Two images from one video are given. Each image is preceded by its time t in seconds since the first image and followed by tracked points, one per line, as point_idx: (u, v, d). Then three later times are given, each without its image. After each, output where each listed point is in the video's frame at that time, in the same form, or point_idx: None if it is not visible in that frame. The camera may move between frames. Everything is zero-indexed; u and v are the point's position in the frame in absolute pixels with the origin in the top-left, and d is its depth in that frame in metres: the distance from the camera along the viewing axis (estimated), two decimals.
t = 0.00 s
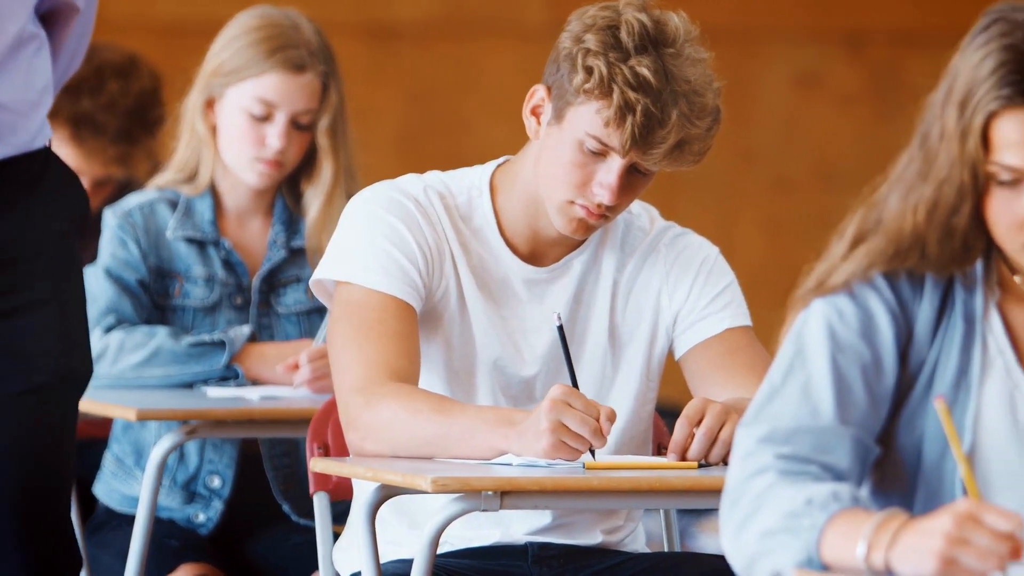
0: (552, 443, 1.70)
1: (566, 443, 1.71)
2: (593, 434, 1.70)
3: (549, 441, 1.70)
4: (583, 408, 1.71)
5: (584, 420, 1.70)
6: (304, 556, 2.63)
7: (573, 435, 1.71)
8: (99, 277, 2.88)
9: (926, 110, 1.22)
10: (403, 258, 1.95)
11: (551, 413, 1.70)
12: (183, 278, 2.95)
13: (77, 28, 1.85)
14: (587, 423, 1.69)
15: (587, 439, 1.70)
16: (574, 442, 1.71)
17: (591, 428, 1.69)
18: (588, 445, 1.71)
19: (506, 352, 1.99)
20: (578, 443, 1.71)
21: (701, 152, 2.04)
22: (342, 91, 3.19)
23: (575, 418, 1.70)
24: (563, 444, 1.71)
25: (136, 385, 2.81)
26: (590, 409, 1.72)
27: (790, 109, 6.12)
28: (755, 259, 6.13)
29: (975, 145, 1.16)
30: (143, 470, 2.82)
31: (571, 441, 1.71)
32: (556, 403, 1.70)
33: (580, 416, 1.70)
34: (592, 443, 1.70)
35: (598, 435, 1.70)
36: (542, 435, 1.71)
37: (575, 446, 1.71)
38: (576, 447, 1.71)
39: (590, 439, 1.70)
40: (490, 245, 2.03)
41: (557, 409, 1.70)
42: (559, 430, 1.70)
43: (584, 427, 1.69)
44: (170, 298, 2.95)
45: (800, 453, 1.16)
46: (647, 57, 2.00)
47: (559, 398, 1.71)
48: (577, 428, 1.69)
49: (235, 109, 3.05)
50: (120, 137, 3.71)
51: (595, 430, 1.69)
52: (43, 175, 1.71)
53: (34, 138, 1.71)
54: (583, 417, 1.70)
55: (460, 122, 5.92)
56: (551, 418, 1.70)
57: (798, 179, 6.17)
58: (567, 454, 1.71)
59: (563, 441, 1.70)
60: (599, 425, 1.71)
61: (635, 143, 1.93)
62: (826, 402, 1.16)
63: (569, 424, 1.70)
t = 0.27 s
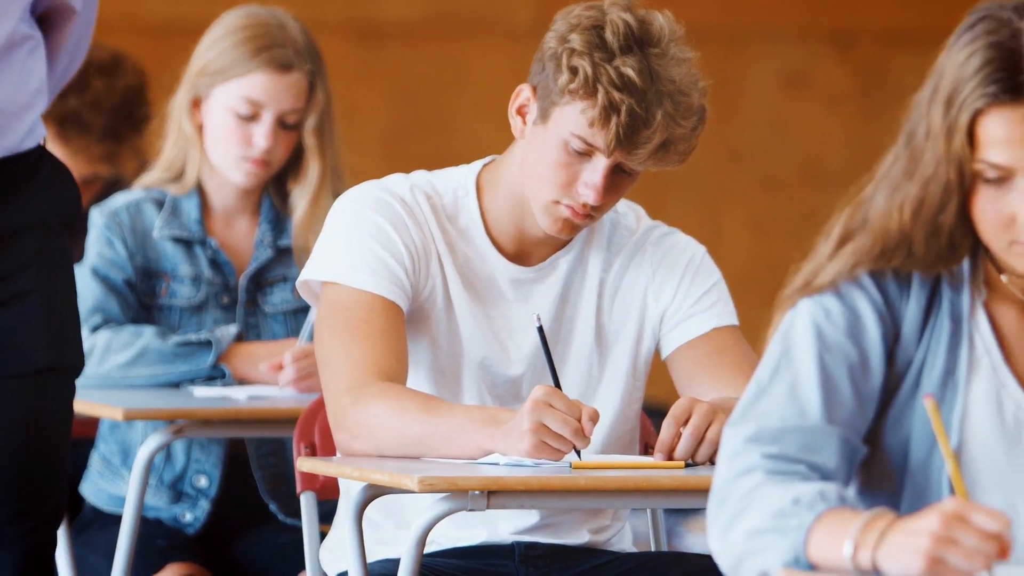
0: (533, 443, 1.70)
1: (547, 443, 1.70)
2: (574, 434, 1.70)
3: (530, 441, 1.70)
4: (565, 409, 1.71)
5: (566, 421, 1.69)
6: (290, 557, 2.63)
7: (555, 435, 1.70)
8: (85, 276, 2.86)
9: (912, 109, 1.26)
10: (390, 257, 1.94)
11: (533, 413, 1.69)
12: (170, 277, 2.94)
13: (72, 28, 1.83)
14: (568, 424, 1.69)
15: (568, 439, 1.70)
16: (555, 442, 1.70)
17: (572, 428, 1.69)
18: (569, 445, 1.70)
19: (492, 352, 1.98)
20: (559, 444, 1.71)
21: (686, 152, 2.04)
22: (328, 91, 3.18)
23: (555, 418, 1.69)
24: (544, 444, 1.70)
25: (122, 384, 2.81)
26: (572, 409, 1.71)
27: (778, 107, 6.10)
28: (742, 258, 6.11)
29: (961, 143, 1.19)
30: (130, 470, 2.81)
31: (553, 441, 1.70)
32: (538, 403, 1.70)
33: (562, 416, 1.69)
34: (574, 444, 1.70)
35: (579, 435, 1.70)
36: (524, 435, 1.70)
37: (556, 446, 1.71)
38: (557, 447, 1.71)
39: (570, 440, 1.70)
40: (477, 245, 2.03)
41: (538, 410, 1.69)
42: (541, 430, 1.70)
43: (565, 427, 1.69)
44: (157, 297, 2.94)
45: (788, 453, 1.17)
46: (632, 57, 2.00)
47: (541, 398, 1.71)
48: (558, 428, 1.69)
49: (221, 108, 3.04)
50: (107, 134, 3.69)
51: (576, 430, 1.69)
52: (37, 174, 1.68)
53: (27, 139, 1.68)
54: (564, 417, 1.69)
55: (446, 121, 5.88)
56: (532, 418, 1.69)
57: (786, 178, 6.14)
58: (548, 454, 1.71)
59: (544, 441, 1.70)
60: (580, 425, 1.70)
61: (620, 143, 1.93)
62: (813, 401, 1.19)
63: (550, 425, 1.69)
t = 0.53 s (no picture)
0: (523, 443, 1.69)
1: (536, 443, 1.70)
2: (564, 434, 1.70)
3: (520, 440, 1.70)
4: (555, 408, 1.71)
5: (556, 420, 1.69)
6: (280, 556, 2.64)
7: (544, 435, 1.70)
8: (75, 276, 2.86)
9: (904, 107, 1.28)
10: (380, 257, 1.94)
11: (523, 412, 1.69)
12: (160, 277, 2.94)
13: (76, 32, 1.77)
14: (558, 423, 1.69)
15: (558, 439, 1.70)
16: (545, 442, 1.70)
17: (562, 428, 1.69)
18: (558, 446, 1.70)
19: (483, 351, 1.98)
20: (549, 444, 1.70)
21: (676, 151, 2.04)
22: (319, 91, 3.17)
23: (546, 418, 1.69)
24: (534, 444, 1.70)
25: (113, 385, 2.80)
26: (563, 409, 1.71)
27: (769, 107, 6.07)
28: (732, 258, 6.07)
29: (952, 141, 1.21)
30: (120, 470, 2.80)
31: (542, 441, 1.70)
32: (528, 403, 1.70)
33: (552, 416, 1.69)
34: (563, 444, 1.70)
35: (568, 435, 1.70)
36: (513, 435, 1.70)
37: (546, 446, 1.70)
38: (547, 447, 1.70)
39: (560, 440, 1.70)
40: (467, 245, 2.02)
41: (528, 409, 1.69)
42: (531, 430, 1.69)
43: (555, 427, 1.69)
44: (147, 297, 2.93)
45: (778, 453, 1.19)
46: (622, 56, 1.99)
47: (532, 397, 1.71)
48: (548, 428, 1.69)
49: (212, 108, 3.03)
50: (98, 133, 3.67)
51: (566, 430, 1.69)
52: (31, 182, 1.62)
53: (22, 145, 1.62)
54: (554, 417, 1.69)
55: (436, 119, 5.85)
56: (523, 417, 1.69)
57: (777, 178, 6.11)
58: (538, 454, 1.71)
59: (534, 441, 1.70)
60: (570, 425, 1.70)
61: (610, 142, 1.93)
62: (805, 401, 1.20)
63: (539, 424, 1.69)
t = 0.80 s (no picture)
0: (509, 443, 1.70)
1: (522, 442, 1.71)
2: (549, 432, 1.70)
3: (506, 440, 1.70)
4: (539, 407, 1.71)
5: (540, 419, 1.70)
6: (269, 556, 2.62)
7: (529, 433, 1.71)
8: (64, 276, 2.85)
9: (893, 105, 1.30)
10: (370, 256, 1.93)
11: (508, 412, 1.70)
12: (150, 276, 2.93)
13: (84, 41, 1.76)
14: (543, 422, 1.70)
15: (543, 437, 1.71)
16: (531, 441, 1.71)
17: (547, 426, 1.70)
18: (544, 443, 1.71)
19: (472, 350, 1.98)
20: (535, 442, 1.71)
21: (667, 150, 2.04)
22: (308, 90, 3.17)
23: (530, 417, 1.70)
24: (520, 443, 1.71)
25: (102, 384, 2.79)
26: (547, 407, 1.72)
27: (757, 106, 6.05)
28: (723, 258, 6.05)
29: (941, 139, 1.23)
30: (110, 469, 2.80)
31: (528, 439, 1.71)
32: (512, 403, 1.70)
33: (536, 415, 1.70)
34: (548, 441, 1.71)
35: (554, 433, 1.71)
36: (499, 435, 1.71)
37: (533, 445, 1.71)
38: (533, 446, 1.71)
39: (546, 438, 1.71)
40: (457, 245, 2.02)
41: (513, 409, 1.70)
42: (516, 430, 1.70)
43: (539, 426, 1.69)
44: (136, 296, 2.93)
45: (768, 453, 1.20)
46: (612, 55, 1.99)
47: (516, 397, 1.71)
48: (533, 426, 1.69)
49: (201, 107, 3.03)
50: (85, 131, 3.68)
51: (551, 428, 1.70)
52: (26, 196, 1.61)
53: (23, 158, 1.61)
54: (538, 416, 1.70)
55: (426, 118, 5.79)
56: (508, 417, 1.70)
57: (767, 177, 6.07)
58: (525, 453, 1.71)
59: (520, 440, 1.70)
60: (555, 423, 1.71)
61: (600, 142, 1.93)
62: (794, 401, 1.22)
63: (524, 424, 1.70)
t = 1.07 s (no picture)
0: (494, 442, 1.70)
1: (508, 441, 1.71)
2: (535, 432, 1.70)
3: (491, 439, 1.70)
4: (525, 406, 1.71)
5: (526, 418, 1.70)
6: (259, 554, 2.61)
7: (515, 433, 1.70)
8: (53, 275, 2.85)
9: (883, 105, 1.31)
10: (359, 255, 1.93)
11: (493, 411, 1.70)
12: (139, 275, 2.93)
13: (93, 52, 1.80)
14: (529, 421, 1.70)
15: (529, 436, 1.71)
16: (516, 441, 1.71)
17: (533, 426, 1.70)
18: (530, 443, 1.71)
19: (461, 349, 1.98)
20: (521, 442, 1.71)
21: (656, 150, 2.04)
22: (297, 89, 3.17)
23: (516, 417, 1.70)
24: (505, 442, 1.70)
25: (91, 384, 2.80)
26: (533, 407, 1.72)
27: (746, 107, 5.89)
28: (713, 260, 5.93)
29: (931, 138, 1.24)
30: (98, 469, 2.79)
31: (513, 439, 1.71)
32: (498, 402, 1.70)
33: (522, 414, 1.70)
34: (534, 441, 1.71)
35: (540, 433, 1.71)
36: (485, 434, 1.71)
37: (518, 444, 1.71)
38: (518, 445, 1.71)
39: (532, 438, 1.71)
40: (447, 245, 2.02)
41: (499, 408, 1.69)
42: (502, 429, 1.70)
43: (525, 425, 1.69)
44: (125, 295, 2.93)
45: (756, 454, 1.20)
46: (602, 56, 1.99)
47: (502, 396, 1.71)
48: (518, 426, 1.69)
49: (190, 107, 3.02)
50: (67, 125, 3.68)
51: (536, 428, 1.70)
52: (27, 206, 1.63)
53: (28, 167, 1.64)
54: (524, 415, 1.69)
55: (415, 118, 5.72)
56: (493, 416, 1.70)
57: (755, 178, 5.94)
58: (510, 453, 1.71)
59: (506, 439, 1.70)
60: (541, 423, 1.71)
61: (590, 141, 1.93)
62: (783, 402, 1.22)
63: (510, 423, 1.70)
